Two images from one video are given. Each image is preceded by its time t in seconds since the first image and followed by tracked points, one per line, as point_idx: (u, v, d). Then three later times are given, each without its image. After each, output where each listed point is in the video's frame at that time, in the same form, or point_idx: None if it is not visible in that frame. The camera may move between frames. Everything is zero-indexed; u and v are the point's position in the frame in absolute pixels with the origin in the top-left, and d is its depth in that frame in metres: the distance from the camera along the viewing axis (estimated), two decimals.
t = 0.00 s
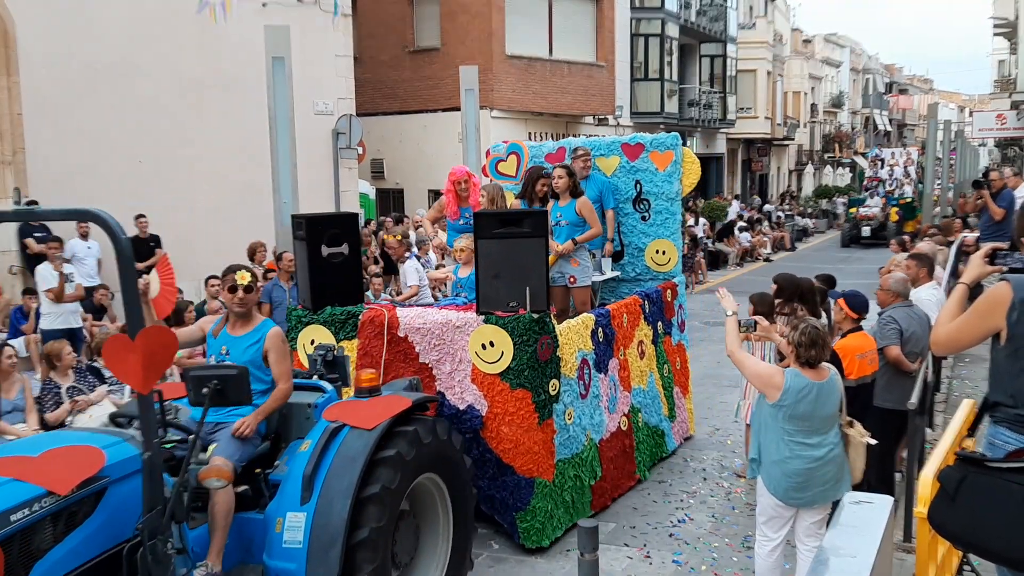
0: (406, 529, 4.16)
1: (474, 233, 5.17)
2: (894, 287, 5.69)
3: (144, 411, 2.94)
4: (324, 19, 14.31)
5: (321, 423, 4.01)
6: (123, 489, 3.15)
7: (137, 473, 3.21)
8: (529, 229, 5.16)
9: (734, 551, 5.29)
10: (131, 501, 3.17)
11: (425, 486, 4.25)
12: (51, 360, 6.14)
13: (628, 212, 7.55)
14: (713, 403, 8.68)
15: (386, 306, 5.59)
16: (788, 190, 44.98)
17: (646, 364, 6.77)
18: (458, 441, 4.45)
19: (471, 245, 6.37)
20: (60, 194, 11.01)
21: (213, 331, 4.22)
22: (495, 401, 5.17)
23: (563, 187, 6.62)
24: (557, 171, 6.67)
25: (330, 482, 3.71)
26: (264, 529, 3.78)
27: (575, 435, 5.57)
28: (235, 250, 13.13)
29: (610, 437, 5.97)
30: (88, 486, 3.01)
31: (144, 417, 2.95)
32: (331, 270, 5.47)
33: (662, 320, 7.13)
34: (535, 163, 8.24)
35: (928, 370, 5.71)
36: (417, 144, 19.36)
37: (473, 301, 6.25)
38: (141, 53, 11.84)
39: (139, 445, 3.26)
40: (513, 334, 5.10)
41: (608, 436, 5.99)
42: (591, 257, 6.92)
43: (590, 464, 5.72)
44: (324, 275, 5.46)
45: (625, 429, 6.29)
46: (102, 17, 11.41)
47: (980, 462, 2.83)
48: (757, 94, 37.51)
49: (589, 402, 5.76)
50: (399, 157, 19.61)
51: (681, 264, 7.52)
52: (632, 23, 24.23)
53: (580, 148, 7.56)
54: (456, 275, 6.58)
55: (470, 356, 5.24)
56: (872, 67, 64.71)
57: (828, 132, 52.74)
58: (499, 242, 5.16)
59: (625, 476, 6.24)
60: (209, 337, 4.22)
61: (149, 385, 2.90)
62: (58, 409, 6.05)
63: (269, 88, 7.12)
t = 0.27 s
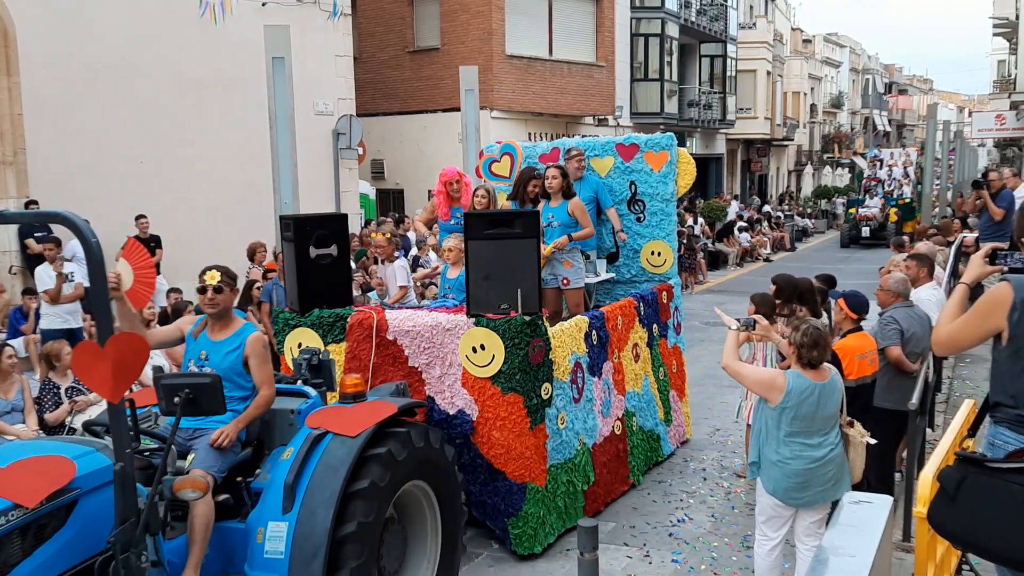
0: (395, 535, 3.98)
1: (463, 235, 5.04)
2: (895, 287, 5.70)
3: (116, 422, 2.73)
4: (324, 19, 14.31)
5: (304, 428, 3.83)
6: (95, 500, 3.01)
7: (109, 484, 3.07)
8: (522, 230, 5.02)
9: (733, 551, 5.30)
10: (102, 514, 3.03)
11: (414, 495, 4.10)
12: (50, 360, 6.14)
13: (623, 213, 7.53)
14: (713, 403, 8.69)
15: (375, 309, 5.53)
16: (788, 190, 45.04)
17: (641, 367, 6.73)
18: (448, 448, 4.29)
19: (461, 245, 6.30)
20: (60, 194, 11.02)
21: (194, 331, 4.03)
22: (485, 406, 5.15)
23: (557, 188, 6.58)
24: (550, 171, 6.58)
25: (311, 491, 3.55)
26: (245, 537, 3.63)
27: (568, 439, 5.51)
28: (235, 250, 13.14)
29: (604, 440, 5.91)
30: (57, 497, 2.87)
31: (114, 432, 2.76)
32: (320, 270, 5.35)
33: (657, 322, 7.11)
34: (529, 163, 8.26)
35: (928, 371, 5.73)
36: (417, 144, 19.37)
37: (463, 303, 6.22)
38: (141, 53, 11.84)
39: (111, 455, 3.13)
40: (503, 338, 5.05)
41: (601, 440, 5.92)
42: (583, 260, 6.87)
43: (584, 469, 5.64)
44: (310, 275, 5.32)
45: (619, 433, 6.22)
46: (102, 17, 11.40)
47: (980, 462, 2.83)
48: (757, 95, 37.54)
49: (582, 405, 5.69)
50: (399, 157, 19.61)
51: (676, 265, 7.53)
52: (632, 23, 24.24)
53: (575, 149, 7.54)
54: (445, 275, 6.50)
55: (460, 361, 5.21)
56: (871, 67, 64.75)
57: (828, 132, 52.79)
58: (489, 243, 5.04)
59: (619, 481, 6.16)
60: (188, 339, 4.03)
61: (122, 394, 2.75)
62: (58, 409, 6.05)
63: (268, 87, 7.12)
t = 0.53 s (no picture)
0: (382, 541, 3.94)
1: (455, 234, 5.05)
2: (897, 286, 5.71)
3: (94, 429, 2.75)
4: (324, 19, 14.32)
5: (290, 433, 3.79)
6: (71, 509, 3.00)
7: (86, 492, 3.06)
8: (513, 229, 5.09)
9: (732, 551, 5.30)
10: (79, 523, 3.02)
11: (403, 501, 4.04)
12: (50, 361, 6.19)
13: (618, 213, 7.54)
14: (713, 403, 8.69)
15: (365, 311, 5.48)
16: (788, 190, 45.06)
17: (637, 369, 6.68)
18: (439, 454, 4.25)
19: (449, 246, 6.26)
20: (61, 195, 11.02)
21: (177, 336, 3.95)
22: (478, 409, 5.06)
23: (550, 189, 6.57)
24: (543, 172, 6.55)
25: (297, 498, 3.50)
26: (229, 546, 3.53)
27: (562, 443, 5.48)
28: (235, 250, 13.14)
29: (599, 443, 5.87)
30: (32, 506, 2.86)
31: (91, 438, 2.77)
32: (308, 274, 5.39)
33: (653, 323, 7.09)
34: (524, 163, 8.24)
35: (928, 371, 5.72)
36: (417, 144, 19.37)
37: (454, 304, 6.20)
38: (141, 53, 11.85)
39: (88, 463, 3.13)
40: (496, 341, 4.97)
41: (596, 443, 5.88)
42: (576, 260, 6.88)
43: (578, 473, 5.60)
44: (300, 277, 5.36)
45: (614, 436, 6.17)
46: (102, 17, 11.40)
47: (980, 462, 2.84)
48: (756, 95, 37.57)
49: (576, 408, 5.66)
50: (399, 158, 19.60)
51: (672, 265, 7.52)
52: (632, 24, 24.26)
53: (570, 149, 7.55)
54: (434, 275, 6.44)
55: (452, 364, 5.13)
56: (871, 67, 64.77)
57: (828, 132, 52.81)
58: (480, 243, 5.06)
59: (614, 485, 6.11)
60: (171, 343, 3.95)
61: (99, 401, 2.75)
62: (57, 409, 6.11)
63: (269, 87, 7.11)
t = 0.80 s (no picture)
0: (374, 548, 3.92)
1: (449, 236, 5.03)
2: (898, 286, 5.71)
3: (76, 434, 2.75)
4: (324, 19, 14.31)
5: (279, 438, 3.74)
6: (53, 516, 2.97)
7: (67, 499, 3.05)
8: (508, 230, 5.04)
9: (732, 551, 5.29)
10: (61, 530, 2.98)
11: (395, 506, 4.02)
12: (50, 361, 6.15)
13: (614, 213, 7.54)
14: (714, 403, 8.69)
15: (358, 313, 5.45)
16: (788, 190, 45.06)
17: (633, 371, 6.66)
18: (431, 458, 4.22)
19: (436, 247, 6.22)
20: (61, 195, 11.02)
21: (161, 340, 3.90)
22: (471, 413, 5.06)
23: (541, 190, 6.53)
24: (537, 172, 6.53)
25: (285, 504, 3.46)
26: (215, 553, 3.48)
27: (557, 446, 5.46)
28: (235, 250, 13.14)
29: (595, 446, 5.86)
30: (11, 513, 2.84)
31: (71, 443, 2.76)
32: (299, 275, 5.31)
33: (650, 325, 7.07)
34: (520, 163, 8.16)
35: (928, 371, 5.71)
36: (417, 144, 19.37)
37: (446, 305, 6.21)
38: (141, 53, 11.85)
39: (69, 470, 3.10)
40: (490, 343, 4.98)
41: (592, 446, 5.87)
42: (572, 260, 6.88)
43: (573, 477, 5.58)
44: (292, 278, 5.30)
45: (610, 439, 6.14)
46: (102, 17, 11.41)
47: (980, 462, 2.84)
48: (756, 95, 37.56)
49: (572, 411, 5.64)
50: (399, 158, 19.60)
51: (670, 266, 7.49)
52: (632, 23, 24.25)
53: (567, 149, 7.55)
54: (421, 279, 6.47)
55: (446, 366, 5.13)
56: (871, 67, 64.77)
57: (828, 132, 52.81)
58: (473, 244, 5.05)
59: (610, 489, 6.07)
60: (155, 347, 3.91)
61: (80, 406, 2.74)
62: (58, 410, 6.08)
63: (269, 87, 7.11)
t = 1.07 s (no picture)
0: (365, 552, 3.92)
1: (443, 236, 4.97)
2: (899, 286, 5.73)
3: (58, 439, 2.73)
4: (324, 19, 14.32)
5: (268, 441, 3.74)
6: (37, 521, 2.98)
7: (50, 506, 3.04)
8: (502, 231, 5.03)
9: (731, 551, 5.30)
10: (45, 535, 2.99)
11: (389, 510, 4.02)
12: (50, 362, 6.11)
13: (612, 213, 7.53)
14: (713, 403, 8.68)
15: (352, 314, 5.46)
16: (788, 190, 45.05)
17: (629, 373, 6.65)
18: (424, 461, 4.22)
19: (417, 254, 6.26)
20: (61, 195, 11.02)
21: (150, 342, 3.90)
22: (466, 415, 5.06)
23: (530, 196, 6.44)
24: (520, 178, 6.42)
25: (273, 509, 3.46)
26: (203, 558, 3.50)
27: (552, 449, 5.45)
28: (235, 250, 13.14)
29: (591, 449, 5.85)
30: None
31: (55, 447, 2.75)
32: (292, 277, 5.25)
33: (647, 326, 7.07)
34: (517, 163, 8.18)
35: (928, 371, 5.71)
36: (417, 144, 19.37)
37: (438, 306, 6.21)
38: (142, 53, 11.85)
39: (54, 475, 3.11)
40: (484, 345, 4.97)
41: (588, 449, 5.86)
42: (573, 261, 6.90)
43: (569, 480, 5.57)
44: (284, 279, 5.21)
45: (606, 442, 6.13)
46: (102, 17, 11.41)
47: (980, 462, 2.84)
48: (756, 95, 37.56)
49: (568, 414, 5.63)
50: (399, 158, 19.60)
51: (668, 267, 7.50)
52: (632, 23, 24.26)
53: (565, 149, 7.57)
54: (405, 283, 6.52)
55: (440, 369, 5.12)
56: (871, 67, 64.76)
57: (828, 132, 52.81)
58: (467, 245, 5.00)
59: (606, 492, 6.05)
60: (145, 349, 3.90)
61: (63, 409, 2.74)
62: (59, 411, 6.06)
63: (269, 87, 7.11)
